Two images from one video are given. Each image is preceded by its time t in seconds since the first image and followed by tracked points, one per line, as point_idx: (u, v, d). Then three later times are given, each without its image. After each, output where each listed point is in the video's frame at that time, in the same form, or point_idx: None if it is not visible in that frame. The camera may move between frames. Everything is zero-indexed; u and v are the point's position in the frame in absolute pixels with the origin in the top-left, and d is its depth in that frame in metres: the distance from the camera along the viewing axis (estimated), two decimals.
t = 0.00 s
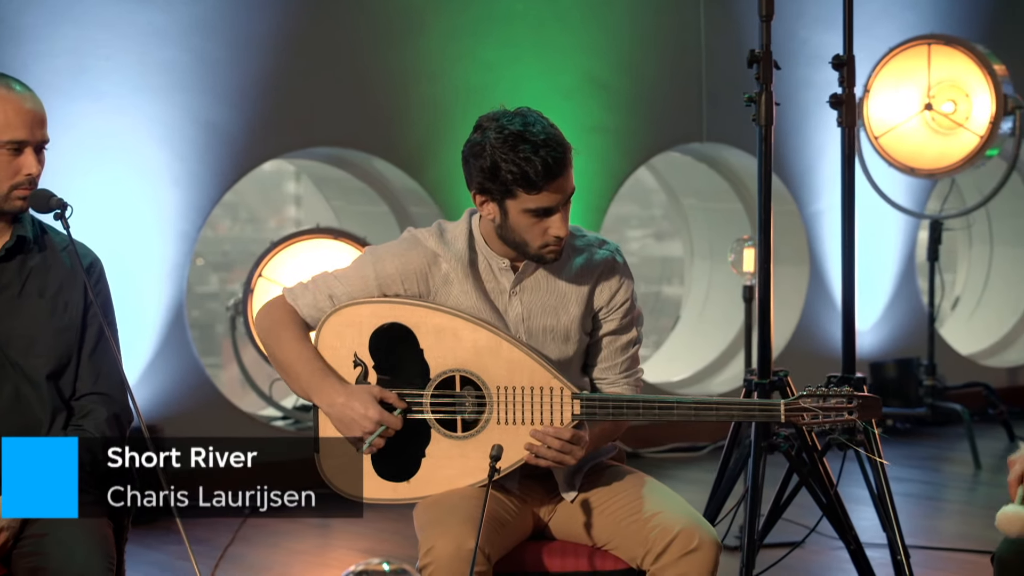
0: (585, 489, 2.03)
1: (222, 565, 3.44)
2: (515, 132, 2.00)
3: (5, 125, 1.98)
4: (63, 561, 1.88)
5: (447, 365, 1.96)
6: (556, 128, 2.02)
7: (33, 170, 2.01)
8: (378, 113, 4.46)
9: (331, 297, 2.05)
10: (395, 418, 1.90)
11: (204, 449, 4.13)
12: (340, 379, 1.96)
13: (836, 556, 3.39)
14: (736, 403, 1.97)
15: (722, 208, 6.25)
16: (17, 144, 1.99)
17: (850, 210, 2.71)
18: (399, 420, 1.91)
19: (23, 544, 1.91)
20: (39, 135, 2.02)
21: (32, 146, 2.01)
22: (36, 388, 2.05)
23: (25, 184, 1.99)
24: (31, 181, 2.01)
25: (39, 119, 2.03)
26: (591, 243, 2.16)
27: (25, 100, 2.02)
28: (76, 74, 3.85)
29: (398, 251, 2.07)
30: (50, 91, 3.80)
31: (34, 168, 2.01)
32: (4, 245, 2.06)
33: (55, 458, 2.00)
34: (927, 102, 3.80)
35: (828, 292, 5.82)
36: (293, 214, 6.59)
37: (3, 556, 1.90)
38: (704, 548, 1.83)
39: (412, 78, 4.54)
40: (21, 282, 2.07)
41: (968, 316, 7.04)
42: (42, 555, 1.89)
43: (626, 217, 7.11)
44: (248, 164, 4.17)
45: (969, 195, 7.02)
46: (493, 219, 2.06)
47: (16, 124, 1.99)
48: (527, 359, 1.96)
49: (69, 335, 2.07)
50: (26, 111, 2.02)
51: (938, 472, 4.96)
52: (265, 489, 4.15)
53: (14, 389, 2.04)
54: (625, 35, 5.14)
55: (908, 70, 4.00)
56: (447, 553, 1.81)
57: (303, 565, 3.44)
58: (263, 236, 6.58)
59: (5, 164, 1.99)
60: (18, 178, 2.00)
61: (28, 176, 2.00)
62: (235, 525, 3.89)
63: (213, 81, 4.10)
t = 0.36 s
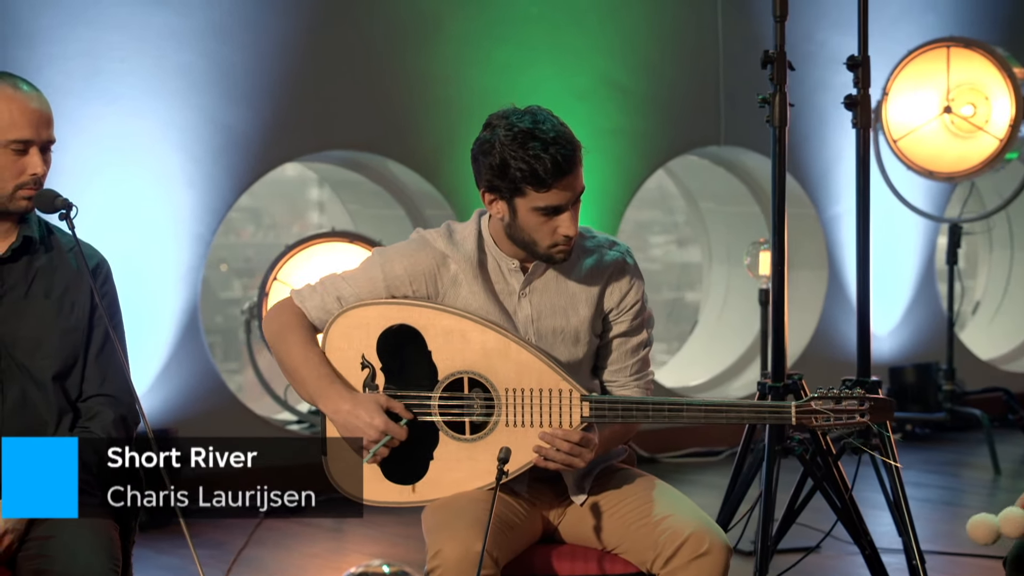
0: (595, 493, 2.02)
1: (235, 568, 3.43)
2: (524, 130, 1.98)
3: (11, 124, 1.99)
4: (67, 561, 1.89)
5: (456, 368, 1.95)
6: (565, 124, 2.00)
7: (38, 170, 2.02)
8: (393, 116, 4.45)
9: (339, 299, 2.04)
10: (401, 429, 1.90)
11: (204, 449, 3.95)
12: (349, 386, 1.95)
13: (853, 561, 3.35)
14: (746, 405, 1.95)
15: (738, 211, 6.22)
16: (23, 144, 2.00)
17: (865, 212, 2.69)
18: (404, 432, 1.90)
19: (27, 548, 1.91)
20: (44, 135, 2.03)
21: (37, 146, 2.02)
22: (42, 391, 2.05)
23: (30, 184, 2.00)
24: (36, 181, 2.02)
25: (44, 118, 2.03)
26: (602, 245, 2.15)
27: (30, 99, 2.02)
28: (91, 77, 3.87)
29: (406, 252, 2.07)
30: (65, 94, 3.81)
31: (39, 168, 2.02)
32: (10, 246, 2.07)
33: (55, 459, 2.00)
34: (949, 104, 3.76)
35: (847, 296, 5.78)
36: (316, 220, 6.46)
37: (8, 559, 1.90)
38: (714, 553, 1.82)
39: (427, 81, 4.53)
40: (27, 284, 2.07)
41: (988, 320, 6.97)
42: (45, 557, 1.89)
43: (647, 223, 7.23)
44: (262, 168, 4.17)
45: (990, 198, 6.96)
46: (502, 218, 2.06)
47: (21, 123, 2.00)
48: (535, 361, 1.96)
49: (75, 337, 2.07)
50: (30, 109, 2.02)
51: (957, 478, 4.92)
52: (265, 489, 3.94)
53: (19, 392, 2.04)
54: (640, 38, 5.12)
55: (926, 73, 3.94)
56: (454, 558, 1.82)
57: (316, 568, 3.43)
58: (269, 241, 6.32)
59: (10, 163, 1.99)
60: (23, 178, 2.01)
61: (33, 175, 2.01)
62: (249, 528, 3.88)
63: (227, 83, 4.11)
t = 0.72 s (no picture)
0: (596, 503, 2.01)
1: None
2: (524, 134, 1.98)
3: (8, 131, 1.99)
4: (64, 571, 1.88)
5: (456, 376, 1.94)
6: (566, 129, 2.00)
7: (35, 177, 2.01)
8: (401, 124, 4.45)
9: (339, 308, 2.04)
10: (395, 454, 1.89)
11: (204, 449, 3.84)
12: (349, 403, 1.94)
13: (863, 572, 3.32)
14: (749, 413, 1.93)
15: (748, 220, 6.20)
16: (19, 151, 2.00)
17: (872, 220, 2.67)
18: (397, 458, 1.89)
19: (24, 555, 1.91)
20: (42, 143, 2.03)
21: (33, 152, 2.02)
22: (40, 399, 2.05)
23: (26, 191, 2.00)
24: (33, 188, 2.02)
25: (40, 125, 2.03)
26: (604, 252, 2.14)
27: (28, 106, 2.03)
28: (97, 84, 3.88)
29: (407, 260, 2.06)
30: (72, 102, 3.83)
31: (35, 174, 2.01)
32: (8, 254, 2.07)
33: (54, 455, 2.00)
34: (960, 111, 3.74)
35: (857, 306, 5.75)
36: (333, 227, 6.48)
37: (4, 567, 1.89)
38: (716, 563, 1.82)
39: (435, 88, 4.53)
40: (25, 292, 2.08)
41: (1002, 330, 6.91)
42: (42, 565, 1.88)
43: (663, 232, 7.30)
44: (269, 175, 4.17)
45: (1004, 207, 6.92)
46: (503, 223, 2.05)
47: (18, 130, 2.00)
48: (536, 369, 1.94)
49: (73, 345, 2.07)
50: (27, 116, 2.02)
51: (968, 488, 4.87)
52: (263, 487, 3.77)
53: (17, 400, 2.04)
54: (649, 45, 5.11)
55: (935, 80, 3.92)
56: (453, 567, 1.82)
57: None
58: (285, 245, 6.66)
59: (6, 170, 1.99)
60: (19, 185, 2.01)
61: (29, 183, 2.01)
62: (255, 537, 3.86)
63: (234, 91, 4.11)
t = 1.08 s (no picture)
0: (593, 510, 2.00)
1: None
2: (518, 130, 1.98)
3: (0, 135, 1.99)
4: None
5: (452, 383, 1.93)
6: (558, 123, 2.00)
7: (27, 181, 2.00)
8: (406, 128, 4.44)
9: (333, 314, 2.02)
10: (386, 480, 1.86)
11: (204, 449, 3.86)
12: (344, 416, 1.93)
13: None
14: (748, 418, 1.92)
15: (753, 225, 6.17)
16: (11, 154, 1.99)
17: (874, 225, 2.65)
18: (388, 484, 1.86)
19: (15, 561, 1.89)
20: (34, 146, 2.02)
21: (25, 156, 2.01)
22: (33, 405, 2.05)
23: (18, 195, 1.98)
24: (25, 192, 2.00)
25: (32, 129, 2.03)
26: (601, 255, 2.13)
27: (20, 110, 2.02)
28: (99, 87, 3.88)
29: (402, 264, 2.05)
30: (74, 105, 3.83)
31: (27, 179, 2.00)
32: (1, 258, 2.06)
33: (44, 462, 2.00)
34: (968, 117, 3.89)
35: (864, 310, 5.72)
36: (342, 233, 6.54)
37: None
38: (710, 570, 1.82)
39: (439, 92, 4.52)
40: (18, 296, 2.07)
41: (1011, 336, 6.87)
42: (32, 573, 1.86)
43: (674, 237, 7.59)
44: (272, 179, 4.16)
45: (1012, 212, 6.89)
46: (497, 223, 2.04)
47: (10, 134, 1.99)
48: (533, 374, 1.94)
49: (66, 350, 2.07)
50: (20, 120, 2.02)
51: (975, 495, 4.83)
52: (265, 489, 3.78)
53: (9, 405, 2.04)
54: (654, 49, 5.09)
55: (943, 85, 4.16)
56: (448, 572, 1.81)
57: None
58: (299, 251, 6.78)
59: None
60: (12, 189, 2.00)
61: (21, 186, 2.00)
62: (256, 543, 3.84)
63: (237, 94, 4.11)
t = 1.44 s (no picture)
0: (588, 511, 1.99)
1: None
2: (510, 125, 1.97)
3: None
4: None
5: (448, 384, 1.92)
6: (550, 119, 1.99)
7: (17, 180, 2.01)
8: (407, 128, 4.42)
9: (327, 316, 2.01)
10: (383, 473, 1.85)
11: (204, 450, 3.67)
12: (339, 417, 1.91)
13: None
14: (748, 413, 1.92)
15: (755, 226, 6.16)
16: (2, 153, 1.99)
17: (874, 224, 2.63)
18: (387, 479, 1.86)
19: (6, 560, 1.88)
20: (24, 145, 2.02)
21: (15, 155, 2.00)
22: (23, 406, 2.04)
23: (8, 195, 1.99)
24: (16, 191, 2.01)
25: (22, 128, 2.02)
26: (594, 253, 2.12)
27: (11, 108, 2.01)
28: (98, 86, 3.89)
29: (396, 265, 2.05)
30: (73, 104, 3.85)
31: (16, 178, 2.00)
32: None
33: (37, 465, 1.99)
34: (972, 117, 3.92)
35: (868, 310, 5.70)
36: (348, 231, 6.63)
37: None
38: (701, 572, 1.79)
39: (441, 91, 4.50)
40: (9, 295, 2.06)
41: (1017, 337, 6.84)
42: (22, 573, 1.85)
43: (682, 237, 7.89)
44: (272, 178, 4.15)
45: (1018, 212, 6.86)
46: (491, 220, 2.03)
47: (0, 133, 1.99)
48: (530, 373, 1.93)
49: (56, 350, 2.06)
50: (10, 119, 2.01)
51: (979, 496, 4.80)
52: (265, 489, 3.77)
53: None
54: (656, 48, 5.07)
55: (947, 84, 4.18)
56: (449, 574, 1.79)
57: None
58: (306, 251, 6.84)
59: None
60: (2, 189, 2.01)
61: (12, 186, 2.00)
62: (256, 543, 3.83)
63: (237, 93, 4.10)
